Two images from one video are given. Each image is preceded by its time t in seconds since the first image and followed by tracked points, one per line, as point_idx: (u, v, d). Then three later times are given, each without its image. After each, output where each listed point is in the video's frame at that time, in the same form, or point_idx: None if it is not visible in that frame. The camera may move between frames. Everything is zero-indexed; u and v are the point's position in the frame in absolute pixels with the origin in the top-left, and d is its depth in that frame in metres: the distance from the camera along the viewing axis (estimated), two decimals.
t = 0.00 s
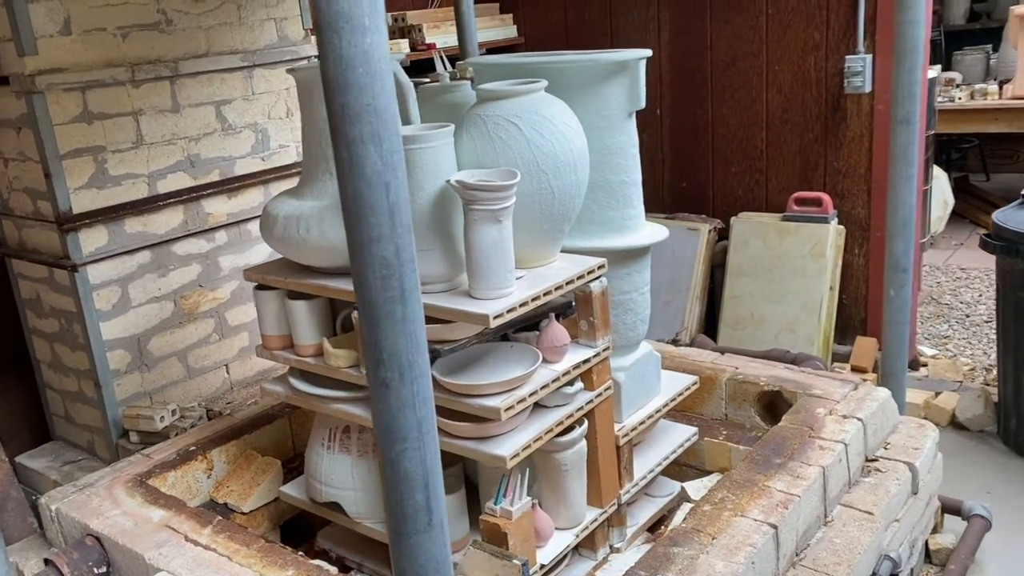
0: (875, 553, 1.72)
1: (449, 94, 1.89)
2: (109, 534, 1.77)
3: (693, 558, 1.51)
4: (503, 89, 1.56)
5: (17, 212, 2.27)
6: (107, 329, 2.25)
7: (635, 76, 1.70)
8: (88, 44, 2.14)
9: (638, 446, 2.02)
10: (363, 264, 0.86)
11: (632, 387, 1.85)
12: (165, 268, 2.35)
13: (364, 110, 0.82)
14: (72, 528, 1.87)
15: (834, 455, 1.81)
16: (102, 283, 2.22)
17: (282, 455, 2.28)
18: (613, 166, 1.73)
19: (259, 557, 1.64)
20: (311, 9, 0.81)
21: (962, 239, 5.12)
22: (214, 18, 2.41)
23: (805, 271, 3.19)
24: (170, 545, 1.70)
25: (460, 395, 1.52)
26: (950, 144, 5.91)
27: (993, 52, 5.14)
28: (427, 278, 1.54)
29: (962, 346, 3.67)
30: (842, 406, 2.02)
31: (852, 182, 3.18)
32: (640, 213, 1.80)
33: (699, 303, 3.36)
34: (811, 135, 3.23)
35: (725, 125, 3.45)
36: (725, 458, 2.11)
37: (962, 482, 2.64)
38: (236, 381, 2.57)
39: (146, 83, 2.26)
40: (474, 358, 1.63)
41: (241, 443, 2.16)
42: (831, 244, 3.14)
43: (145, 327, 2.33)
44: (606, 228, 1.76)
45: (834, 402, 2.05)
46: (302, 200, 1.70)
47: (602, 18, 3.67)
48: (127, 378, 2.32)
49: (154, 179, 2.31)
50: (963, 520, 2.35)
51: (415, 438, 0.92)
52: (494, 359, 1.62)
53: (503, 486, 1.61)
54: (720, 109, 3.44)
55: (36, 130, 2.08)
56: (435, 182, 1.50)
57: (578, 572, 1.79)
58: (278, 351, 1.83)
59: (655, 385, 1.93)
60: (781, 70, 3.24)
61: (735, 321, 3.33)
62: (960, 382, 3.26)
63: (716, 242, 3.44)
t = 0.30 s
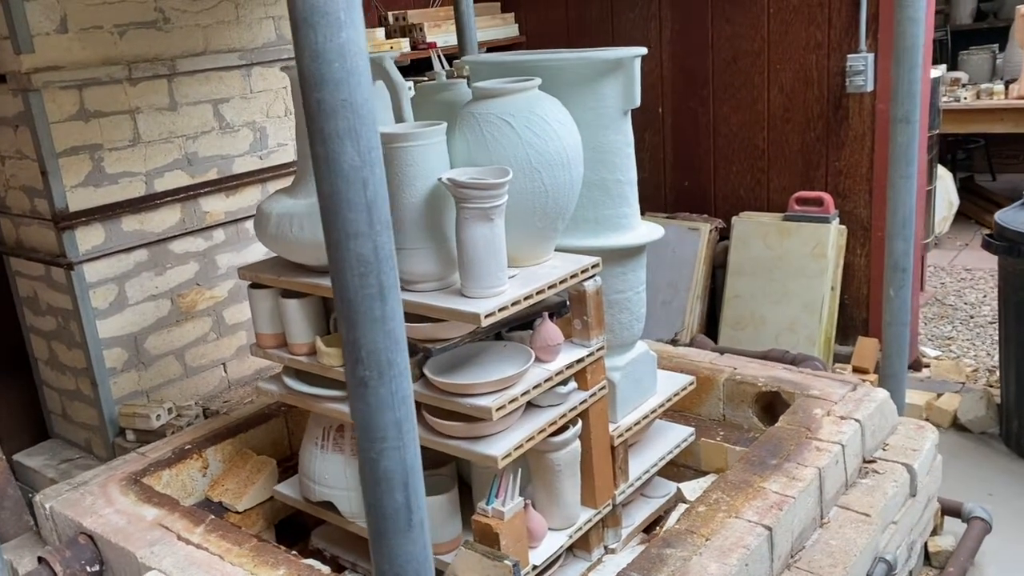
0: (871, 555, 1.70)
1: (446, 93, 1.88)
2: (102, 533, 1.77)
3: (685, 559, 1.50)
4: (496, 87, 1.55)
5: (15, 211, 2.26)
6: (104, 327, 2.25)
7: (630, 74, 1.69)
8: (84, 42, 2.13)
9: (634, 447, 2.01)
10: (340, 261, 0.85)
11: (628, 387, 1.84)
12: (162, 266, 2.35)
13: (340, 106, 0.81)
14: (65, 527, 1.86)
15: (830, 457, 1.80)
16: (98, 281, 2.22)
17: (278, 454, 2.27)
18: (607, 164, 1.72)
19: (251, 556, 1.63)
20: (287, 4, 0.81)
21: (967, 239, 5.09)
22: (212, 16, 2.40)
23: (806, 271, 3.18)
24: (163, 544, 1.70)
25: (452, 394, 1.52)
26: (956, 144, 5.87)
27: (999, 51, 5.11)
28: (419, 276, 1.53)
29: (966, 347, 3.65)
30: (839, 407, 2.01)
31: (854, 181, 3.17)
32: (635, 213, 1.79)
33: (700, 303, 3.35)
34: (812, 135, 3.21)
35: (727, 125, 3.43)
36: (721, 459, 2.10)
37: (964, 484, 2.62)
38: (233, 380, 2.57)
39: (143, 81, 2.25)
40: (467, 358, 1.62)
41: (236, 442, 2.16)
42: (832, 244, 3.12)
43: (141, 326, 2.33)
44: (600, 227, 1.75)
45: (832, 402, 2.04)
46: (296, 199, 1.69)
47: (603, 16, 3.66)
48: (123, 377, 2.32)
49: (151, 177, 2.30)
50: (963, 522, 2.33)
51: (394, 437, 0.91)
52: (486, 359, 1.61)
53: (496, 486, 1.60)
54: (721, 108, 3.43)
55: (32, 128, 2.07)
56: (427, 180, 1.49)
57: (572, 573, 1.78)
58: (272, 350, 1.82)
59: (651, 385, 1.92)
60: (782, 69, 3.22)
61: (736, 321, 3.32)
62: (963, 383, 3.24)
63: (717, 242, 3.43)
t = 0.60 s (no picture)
0: (872, 557, 1.67)
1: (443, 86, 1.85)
2: (94, 528, 1.75)
3: (680, 560, 1.47)
4: (492, 78, 1.53)
5: (11, 204, 2.25)
6: (100, 322, 2.24)
7: (628, 66, 1.66)
8: (80, 35, 2.12)
9: (632, 446, 1.98)
10: (312, 252, 0.82)
11: (625, 385, 1.81)
12: (159, 261, 2.34)
13: (311, 90, 0.79)
14: (58, 522, 1.85)
15: (831, 457, 1.76)
16: (95, 275, 2.21)
17: (274, 450, 2.25)
18: (605, 158, 1.69)
19: (241, 553, 1.61)
20: None
21: (978, 239, 5.03)
22: (210, 10, 2.39)
23: (812, 269, 3.14)
24: (153, 540, 1.68)
25: (444, 391, 1.49)
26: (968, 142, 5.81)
27: (1012, 48, 5.05)
28: (411, 271, 1.51)
29: (975, 347, 3.60)
30: (841, 406, 1.97)
31: (861, 178, 3.13)
32: (633, 208, 1.76)
33: (704, 301, 3.32)
34: (818, 131, 3.17)
35: (732, 121, 3.40)
36: (721, 459, 2.07)
37: (970, 486, 2.58)
38: (231, 376, 2.56)
39: (141, 74, 2.24)
40: (460, 354, 1.60)
41: (232, 438, 2.15)
42: (838, 242, 3.09)
43: (138, 320, 2.32)
44: (597, 222, 1.72)
45: (834, 401, 2.00)
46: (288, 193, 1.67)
47: (608, 11, 3.63)
48: (120, 372, 2.30)
49: (148, 171, 2.29)
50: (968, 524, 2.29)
51: (370, 433, 0.88)
52: (480, 355, 1.59)
53: (488, 484, 1.57)
54: (727, 104, 3.39)
55: (28, 121, 2.06)
56: (419, 173, 1.47)
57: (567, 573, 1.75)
58: (265, 345, 1.80)
59: (650, 382, 1.89)
60: (789, 64, 3.18)
61: (740, 320, 3.28)
62: (971, 383, 3.20)
63: (722, 240, 3.39)
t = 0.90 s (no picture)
0: (872, 565, 1.65)
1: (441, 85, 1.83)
2: (89, 528, 1.75)
3: (675, 567, 1.45)
4: (490, 78, 1.51)
5: (14, 202, 2.25)
6: (101, 321, 2.24)
7: (628, 66, 1.64)
8: (81, 33, 2.12)
9: (632, 449, 1.96)
10: (285, 257, 0.81)
11: (623, 388, 1.79)
12: (161, 260, 2.34)
13: (282, 93, 0.77)
14: (55, 521, 1.85)
15: (832, 463, 1.74)
16: (95, 274, 2.21)
17: (274, 450, 2.25)
18: (604, 159, 1.68)
19: (234, 555, 1.60)
20: None
21: (991, 240, 4.97)
22: (212, 8, 2.39)
23: (820, 271, 3.10)
24: (148, 541, 1.68)
25: (438, 394, 1.48)
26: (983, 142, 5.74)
27: None
28: (405, 273, 1.50)
29: (986, 350, 3.56)
30: (844, 411, 1.95)
31: (869, 179, 3.09)
32: (632, 210, 1.74)
33: (710, 302, 3.29)
34: (827, 131, 3.14)
35: (740, 121, 3.37)
36: (721, 463, 2.05)
37: (978, 492, 2.55)
38: (233, 375, 2.55)
39: (142, 73, 2.24)
40: (456, 357, 1.59)
41: (231, 438, 2.14)
42: (846, 244, 3.05)
43: (140, 319, 2.32)
44: (595, 224, 1.71)
45: (837, 406, 1.98)
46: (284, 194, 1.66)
47: (616, 9, 3.61)
48: (121, 370, 2.30)
49: (150, 170, 2.29)
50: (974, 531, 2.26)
51: (345, 440, 0.87)
52: (475, 358, 1.57)
53: (482, 488, 1.56)
54: (735, 104, 3.36)
55: (29, 119, 2.06)
56: (413, 174, 1.45)
57: None
58: (262, 345, 1.79)
59: (649, 386, 1.87)
60: (797, 64, 3.15)
61: (747, 321, 3.25)
62: (981, 387, 3.16)
63: (729, 240, 3.36)
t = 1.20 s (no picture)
0: (874, 572, 1.63)
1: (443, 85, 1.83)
2: (92, 524, 1.77)
3: (671, 571, 1.44)
4: (491, 78, 1.50)
5: (23, 199, 2.27)
6: (108, 317, 2.26)
7: (630, 67, 1.63)
8: (90, 32, 2.14)
9: (634, 452, 1.95)
10: (265, 261, 0.81)
11: (624, 391, 1.78)
12: (168, 257, 2.35)
13: (259, 97, 0.77)
14: (59, 516, 1.86)
15: (834, 468, 1.72)
16: (103, 271, 2.22)
17: (278, 448, 2.25)
18: (606, 160, 1.67)
19: (233, 553, 1.61)
20: None
21: (1010, 242, 4.91)
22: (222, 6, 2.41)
23: (830, 272, 3.08)
24: (149, 537, 1.69)
25: (435, 395, 1.47)
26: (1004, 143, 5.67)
27: None
28: (404, 274, 1.49)
29: (1001, 354, 3.52)
30: (849, 415, 1.93)
31: (882, 180, 3.06)
32: (634, 211, 1.73)
33: (720, 304, 3.27)
34: (839, 131, 3.11)
35: (752, 120, 3.34)
36: (723, 466, 2.04)
37: (988, 498, 2.52)
38: (240, 372, 2.57)
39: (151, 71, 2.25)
40: (454, 358, 1.58)
41: (235, 435, 2.15)
42: (857, 245, 3.03)
43: (147, 316, 2.33)
44: (597, 226, 1.70)
45: (842, 410, 1.96)
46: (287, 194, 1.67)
47: (628, 8, 3.59)
48: (128, 367, 2.32)
49: (158, 168, 2.30)
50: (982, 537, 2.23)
51: (325, 445, 0.87)
52: (474, 359, 1.57)
53: (480, 489, 1.55)
54: (747, 103, 3.34)
55: (38, 118, 2.08)
56: (412, 175, 1.45)
57: None
58: (264, 344, 1.80)
59: (651, 388, 1.86)
60: (810, 63, 3.12)
61: (757, 322, 3.22)
62: (994, 391, 3.12)
63: (740, 241, 3.34)
